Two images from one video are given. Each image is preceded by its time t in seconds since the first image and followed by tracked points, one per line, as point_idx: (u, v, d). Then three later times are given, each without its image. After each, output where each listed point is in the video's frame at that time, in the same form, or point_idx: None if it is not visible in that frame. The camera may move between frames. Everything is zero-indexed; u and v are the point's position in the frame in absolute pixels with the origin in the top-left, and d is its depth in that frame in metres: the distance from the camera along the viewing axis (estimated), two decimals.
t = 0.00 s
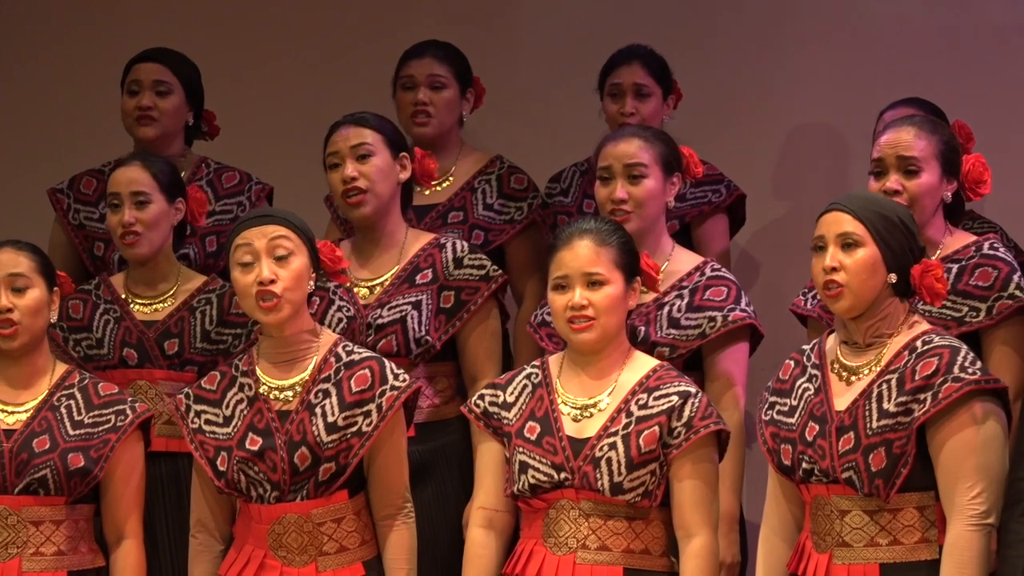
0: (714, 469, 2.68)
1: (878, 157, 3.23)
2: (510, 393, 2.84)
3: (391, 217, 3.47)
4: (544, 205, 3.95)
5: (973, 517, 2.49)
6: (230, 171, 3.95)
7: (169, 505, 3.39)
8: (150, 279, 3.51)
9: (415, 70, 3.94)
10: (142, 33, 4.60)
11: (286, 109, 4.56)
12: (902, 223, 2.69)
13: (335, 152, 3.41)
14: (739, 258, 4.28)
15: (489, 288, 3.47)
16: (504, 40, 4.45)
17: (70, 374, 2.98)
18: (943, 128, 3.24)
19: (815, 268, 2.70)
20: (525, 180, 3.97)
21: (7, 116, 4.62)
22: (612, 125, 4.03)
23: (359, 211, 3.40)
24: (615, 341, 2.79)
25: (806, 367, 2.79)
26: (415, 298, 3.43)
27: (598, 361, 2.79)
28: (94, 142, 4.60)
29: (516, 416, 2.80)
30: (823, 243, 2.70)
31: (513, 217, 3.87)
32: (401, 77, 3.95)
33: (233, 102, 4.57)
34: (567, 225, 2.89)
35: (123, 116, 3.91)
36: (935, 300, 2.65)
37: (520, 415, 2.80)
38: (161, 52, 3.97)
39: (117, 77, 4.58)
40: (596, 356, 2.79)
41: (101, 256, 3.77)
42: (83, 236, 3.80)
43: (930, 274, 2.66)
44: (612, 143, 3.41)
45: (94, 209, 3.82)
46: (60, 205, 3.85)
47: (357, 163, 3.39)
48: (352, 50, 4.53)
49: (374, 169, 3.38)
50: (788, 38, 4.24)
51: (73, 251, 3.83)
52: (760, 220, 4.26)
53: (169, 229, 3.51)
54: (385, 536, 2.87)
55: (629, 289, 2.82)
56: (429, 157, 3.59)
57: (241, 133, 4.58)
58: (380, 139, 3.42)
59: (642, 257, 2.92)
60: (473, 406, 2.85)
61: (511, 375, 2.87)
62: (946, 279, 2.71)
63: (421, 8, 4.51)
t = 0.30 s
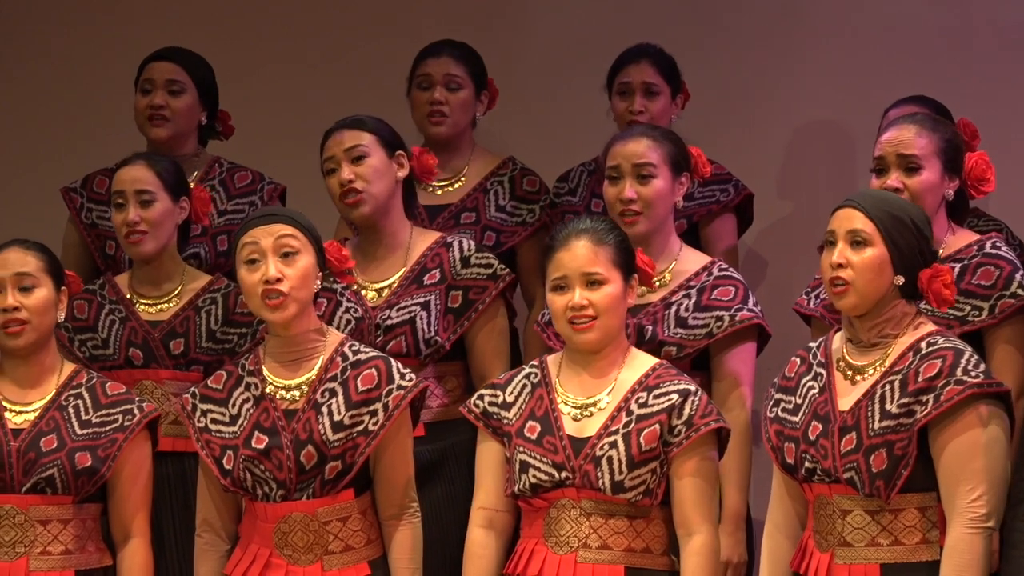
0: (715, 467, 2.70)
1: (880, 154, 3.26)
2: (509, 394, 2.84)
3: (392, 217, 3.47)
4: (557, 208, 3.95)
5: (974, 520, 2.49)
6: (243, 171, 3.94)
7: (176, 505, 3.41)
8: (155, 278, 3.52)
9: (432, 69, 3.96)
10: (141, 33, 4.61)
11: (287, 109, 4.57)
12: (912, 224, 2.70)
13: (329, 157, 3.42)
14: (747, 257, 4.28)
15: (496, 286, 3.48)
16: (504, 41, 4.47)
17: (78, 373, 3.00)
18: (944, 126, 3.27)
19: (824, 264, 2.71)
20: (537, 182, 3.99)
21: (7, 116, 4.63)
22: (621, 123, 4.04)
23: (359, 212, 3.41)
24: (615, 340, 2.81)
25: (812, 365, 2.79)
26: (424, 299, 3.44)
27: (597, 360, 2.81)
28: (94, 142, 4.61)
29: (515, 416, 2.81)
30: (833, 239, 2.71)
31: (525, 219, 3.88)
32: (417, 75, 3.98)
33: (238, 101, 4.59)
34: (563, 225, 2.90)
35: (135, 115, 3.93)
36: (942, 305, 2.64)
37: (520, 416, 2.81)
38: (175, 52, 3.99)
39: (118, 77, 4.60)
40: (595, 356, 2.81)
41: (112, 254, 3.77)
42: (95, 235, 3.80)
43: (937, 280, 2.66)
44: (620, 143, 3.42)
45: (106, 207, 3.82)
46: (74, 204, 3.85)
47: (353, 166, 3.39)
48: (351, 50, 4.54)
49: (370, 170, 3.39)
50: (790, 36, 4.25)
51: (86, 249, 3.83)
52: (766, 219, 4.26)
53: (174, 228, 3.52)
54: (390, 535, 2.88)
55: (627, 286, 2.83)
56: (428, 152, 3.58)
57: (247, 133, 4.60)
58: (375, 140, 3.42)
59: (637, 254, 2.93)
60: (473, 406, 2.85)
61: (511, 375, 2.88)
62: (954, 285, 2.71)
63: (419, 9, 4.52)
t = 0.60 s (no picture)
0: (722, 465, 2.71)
1: (886, 153, 3.26)
2: (515, 393, 2.84)
3: (403, 217, 3.48)
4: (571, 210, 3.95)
5: (986, 522, 2.49)
6: (258, 170, 3.94)
7: (187, 504, 3.41)
8: (165, 277, 3.53)
9: (449, 68, 3.97)
10: (139, 32, 4.61)
11: (289, 109, 4.57)
12: (923, 223, 2.68)
13: (337, 159, 3.42)
14: (760, 255, 4.27)
15: (509, 283, 3.50)
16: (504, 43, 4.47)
17: (89, 372, 3.01)
18: (951, 124, 3.27)
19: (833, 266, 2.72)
20: (551, 183, 3.99)
21: (8, 116, 4.63)
22: (637, 122, 4.04)
23: (370, 214, 3.41)
24: (620, 340, 2.81)
25: (821, 365, 2.79)
26: (437, 298, 3.45)
27: (604, 360, 2.81)
28: (95, 142, 4.60)
29: (522, 415, 2.81)
30: (843, 240, 2.71)
31: (539, 221, 3.88)
32: (435, 74, 3.98)
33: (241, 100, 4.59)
34: (568, 223, 2.90)
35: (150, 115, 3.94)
36: (952, 306, 2.64)
37: (526, 414, 2.81)
38: (189, 51, 3.99)
39: (118, 77, 4.60)
40: (601, 356, 2.81)
41: (128, 253, 3.78)
42: (111, 234, 3.81)
43: (946, 281, 2.65)
44: (635, 142, 3.42)
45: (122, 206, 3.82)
46: (89, 203, 3.86)
47: (363, 167, 3.40)
48: (351, 50, 4.54)
49: (379, 171, 3.40)
50: (797, 34, 4.26)
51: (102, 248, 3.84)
52: (779, 216, 4.26)
53: (184, 227, 3.53)
54: (401, 534, 2.88)
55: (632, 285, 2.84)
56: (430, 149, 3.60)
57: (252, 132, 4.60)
58: (381, 140, 3.43)
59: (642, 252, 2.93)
60: (479, 405, 2.84)
61: (517, 374, 2.88)
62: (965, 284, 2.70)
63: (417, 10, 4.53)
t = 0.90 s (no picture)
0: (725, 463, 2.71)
1: (885, 150, 3.25)
2: (518, 392, 2.83)
3: (413, 215, 3.47)
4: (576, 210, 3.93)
5: (994, 521, 2.49)
6: (265, 168, 3.93)
7: (191, 505, 3.41)
8: (168, 277, 3.52)
9: (457, 65, 3.96)
10: (139, 32, 4.59)
11: (288, 110, 4.56)
12: (930, 221, 2.68)
13: (347, 157, 3.41)
14: (769, 251, 4.27)
15: (517, 284, 3.48)
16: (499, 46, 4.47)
17: (93, 371, 3.00)
18: (949, 122, 3.26)
19: (843, 265, 2.69)
20: (557, 183, 3.98)
21: (7, 116, 4.63)
22: (647, 120, 4.03)
23: (382, 212, 3.41)
24: (623, 338, 2.80)
25: (825, 365, 2.78)
26: (446, 297, 3.44)
27: (606, 359, 2.80)
28: (95, 142, 4.60)
29: (524, 415, 2.80)
30: (853, 238, 2.69)
31: (544, 221, 3.88)
32: (443, 72, 3.97)
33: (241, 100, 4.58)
34: (572, 221, 2.89)
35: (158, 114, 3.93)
36: (958, 304, 2.65)
37: (529, 414, 2.80)
38: (196, 50, 3.99)
39: (118, 77, 4.59)
40: (604, 354, 2.80)
41: (134, 252, 3.78)
42: (117, 233, 3.81)
43: (954, 278, 2.66)
44: (642, 139, 3.41)
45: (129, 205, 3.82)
46: (96, 202, 3.85)
47: (373, 165, 3.39)
48: (351, 50, 4.53)
49: (390, 169, 3.39)
50: (803, 31, 4.25)
51: (107, 247, 3.84)
52: (786, 214, 4.25)
53: (186, 225, 3.52)
54: (407, 534, 2.88)
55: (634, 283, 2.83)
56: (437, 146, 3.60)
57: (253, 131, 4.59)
58: (391, 138, 3.42)
59: (645, 251, 2.91)
60: (481, 405, 2.83)
61: (519, 373, 2.87)
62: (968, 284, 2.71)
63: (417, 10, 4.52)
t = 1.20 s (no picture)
0: (734, 462, 2.71)
1: (890, 149, 3.26)
2: (527, 393, 2.83)
3: (429, 216, 3.48)
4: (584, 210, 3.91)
5: (1005, 520, 2.48)
6: (276, 168, 3.93)
7: (201, 506, 3.41)
8: (178, 276, 3.52)
9: (464, 65, 3.97)
10: (139, 32, 4.60)
11: (288, 111, 4.56)
12: (945, 221, 2.67)
13: (366, 155, 3.43)
14: (782, 250, 4.25)
15: (531, 284, 3.46)
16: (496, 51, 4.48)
17: (102, 371, 3.00)
18: (955, 121, 3.26)
19: (857, 263, 2.68)
20: (564, 182, 3.97)
21: (8, 116, 4.63)
22: (660, 118, 4.03)
23: (398, 212, 3.41)
24: (631, 338, 2.80)
25: (835, 365, 2.77)
26: (459, 296, 3.44)
27: (616, 358, 2.80)
28: (96, 142, 4.60)
29: (534, 415, 2.79)
30: (867, 237, 2.68)
31: (552, 220, 3.87)
32: (450, 71, 3.98)
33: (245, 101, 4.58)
34: (583, 219, 2.89)
35: (169, 113, 3.93)
36: (970, 305, 2.64)
37: (538, 414, 2.79)
38: (207, 50, 4.00)
39: (119, 77, 4.59)
40: (613, 354, 2.80)
41: (144, 252, 3.78)
42: (127, 233, 3.81)
43: (967, 278, 2.65)
44: (651, 139, 3.41)
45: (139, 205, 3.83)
46: (105, 202, 3.86)
47: (391, 163, 3.41)
48: (353, 50, 4.53)
49: (408, 168, 3.41)
50: (813, 29, 4.25)
51: (117, 247, 3.84)
52: (797, 212, 4.24)
53: (197, 225, 3.53)
54: (418, 534, 2.88)
55: (644, 282, 2.82)
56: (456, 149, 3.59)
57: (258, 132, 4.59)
58: (409, 137, 3.44)
59: (655, 253, 2.93)
60: (490, 406, 2.83)
61: (528, 374, 2.86)
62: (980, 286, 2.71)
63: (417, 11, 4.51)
